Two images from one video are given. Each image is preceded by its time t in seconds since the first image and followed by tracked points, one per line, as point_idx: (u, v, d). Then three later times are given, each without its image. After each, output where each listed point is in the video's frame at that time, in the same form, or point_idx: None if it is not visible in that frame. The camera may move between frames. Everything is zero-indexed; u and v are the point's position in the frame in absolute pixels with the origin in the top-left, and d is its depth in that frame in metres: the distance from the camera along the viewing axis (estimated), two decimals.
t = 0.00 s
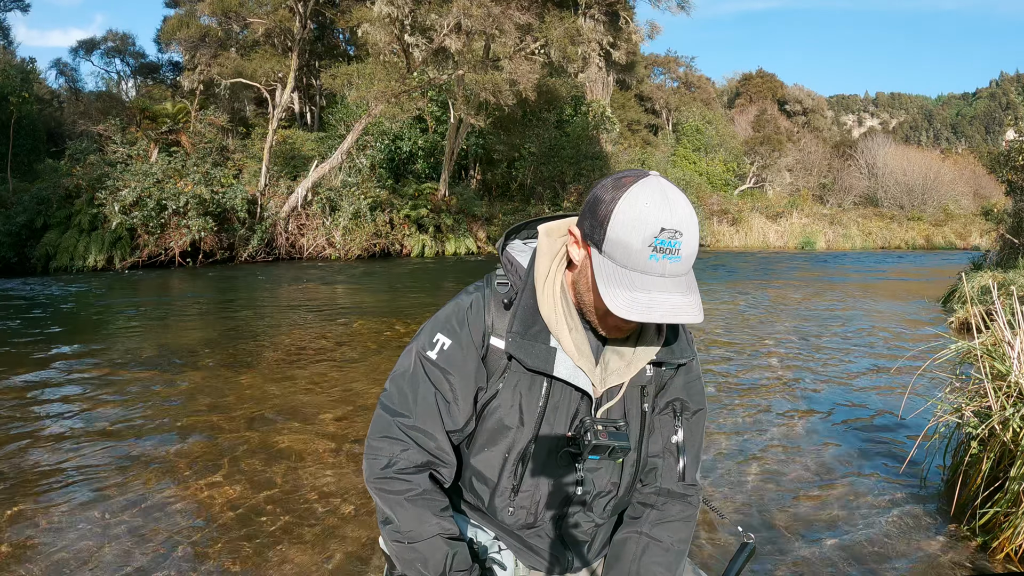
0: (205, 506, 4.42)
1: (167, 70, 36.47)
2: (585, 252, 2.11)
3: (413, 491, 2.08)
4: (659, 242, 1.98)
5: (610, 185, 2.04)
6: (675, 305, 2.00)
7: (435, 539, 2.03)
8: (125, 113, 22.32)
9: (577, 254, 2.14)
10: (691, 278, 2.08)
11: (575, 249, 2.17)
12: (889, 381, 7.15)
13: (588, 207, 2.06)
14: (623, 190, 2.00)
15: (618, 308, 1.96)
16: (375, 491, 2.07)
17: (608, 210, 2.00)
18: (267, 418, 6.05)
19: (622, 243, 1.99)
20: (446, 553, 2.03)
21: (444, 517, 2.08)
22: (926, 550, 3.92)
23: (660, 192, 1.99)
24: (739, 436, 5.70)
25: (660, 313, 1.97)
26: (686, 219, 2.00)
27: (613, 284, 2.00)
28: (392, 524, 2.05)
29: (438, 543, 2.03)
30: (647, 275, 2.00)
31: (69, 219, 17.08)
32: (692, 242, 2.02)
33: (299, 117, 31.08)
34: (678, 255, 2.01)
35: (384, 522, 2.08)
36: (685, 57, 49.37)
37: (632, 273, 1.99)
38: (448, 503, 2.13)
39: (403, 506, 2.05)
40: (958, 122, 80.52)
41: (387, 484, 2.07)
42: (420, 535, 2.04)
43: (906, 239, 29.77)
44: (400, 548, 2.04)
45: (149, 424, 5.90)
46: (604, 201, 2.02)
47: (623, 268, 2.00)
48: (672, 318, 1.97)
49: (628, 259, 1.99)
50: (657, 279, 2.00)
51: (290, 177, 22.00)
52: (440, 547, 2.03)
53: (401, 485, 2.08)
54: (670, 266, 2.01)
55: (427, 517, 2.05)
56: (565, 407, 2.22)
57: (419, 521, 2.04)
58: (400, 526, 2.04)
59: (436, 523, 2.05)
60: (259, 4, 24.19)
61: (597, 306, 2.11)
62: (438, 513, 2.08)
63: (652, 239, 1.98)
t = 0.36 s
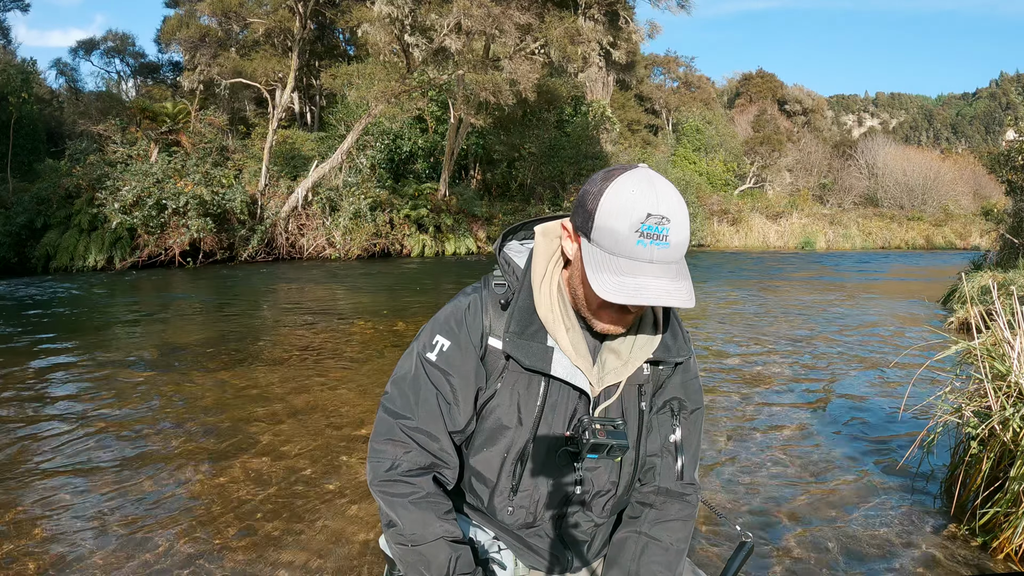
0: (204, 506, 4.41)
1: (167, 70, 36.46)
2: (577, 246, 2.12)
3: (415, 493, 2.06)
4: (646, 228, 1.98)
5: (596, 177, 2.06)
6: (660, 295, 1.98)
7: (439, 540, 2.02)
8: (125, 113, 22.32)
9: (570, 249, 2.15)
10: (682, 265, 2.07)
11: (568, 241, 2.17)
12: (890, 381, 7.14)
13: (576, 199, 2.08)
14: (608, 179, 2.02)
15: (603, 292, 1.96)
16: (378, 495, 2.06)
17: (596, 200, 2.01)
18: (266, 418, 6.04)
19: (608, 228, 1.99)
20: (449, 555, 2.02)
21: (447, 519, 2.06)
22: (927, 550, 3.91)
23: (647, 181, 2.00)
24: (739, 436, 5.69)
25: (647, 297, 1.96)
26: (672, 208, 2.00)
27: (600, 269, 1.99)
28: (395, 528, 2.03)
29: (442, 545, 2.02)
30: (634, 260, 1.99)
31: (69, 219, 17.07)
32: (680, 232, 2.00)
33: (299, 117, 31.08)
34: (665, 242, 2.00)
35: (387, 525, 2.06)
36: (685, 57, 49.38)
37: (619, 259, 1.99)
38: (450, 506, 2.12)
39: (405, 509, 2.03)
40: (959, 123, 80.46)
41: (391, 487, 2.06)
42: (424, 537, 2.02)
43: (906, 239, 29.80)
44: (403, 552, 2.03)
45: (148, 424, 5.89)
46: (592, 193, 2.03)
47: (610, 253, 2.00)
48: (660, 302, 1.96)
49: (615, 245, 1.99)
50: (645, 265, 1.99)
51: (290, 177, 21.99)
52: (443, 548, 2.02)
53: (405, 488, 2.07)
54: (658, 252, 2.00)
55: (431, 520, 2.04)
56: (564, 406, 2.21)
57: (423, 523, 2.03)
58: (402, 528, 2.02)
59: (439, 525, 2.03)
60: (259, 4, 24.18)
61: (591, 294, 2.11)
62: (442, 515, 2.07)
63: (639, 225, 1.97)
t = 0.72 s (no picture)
0: (203, 506, 4.42)
1: (167, 70, 36.41)
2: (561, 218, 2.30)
3: (416, 495, 2.07)
4: (613, 172, 2.18)
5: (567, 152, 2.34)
6: (633, 219, 2.13)
7: (438, 541, 2.03)
8: (125, 112, 22.30)
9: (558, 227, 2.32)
10: (658, 209, 2.20)
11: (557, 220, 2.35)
12: (887, 381, 7.16)
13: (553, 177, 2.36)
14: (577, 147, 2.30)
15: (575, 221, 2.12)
16: (379, 497, 2.06)
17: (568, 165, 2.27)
18: (265, 418, 6.05)
19: (581, 178, 2.20)
20: (450, 558, 2.02)
21: (448, 521, 2.07)
22: (926, 551, 3.91)
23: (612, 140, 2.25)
24: (737, 436, 5.70)
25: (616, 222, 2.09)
26: (635, 157, 2.22)
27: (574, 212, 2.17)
28: (395, 530, 2.03)
29: (442, 547, 2.03)
30: (604, 200, 2.17)
31: (69, 219, 17.05)
32: (648, 175, 2.20)
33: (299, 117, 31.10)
34: (634, 182, 2.17)
35: (388, 527, 2.06)
36: (685, 57, 49.39)
37: (592, 201, 2.17)
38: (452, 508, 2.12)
39: (406, 510, 2.04)
40: (959, 123, 80.42)
41: (392, 489, 2.06)
42: (425, 539, 2.02)
43: (906, 239, 29.85)
44: (404, 553, 2.03)
45: (149, 424, 5.91)
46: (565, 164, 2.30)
47: (582, 200, 2.19)
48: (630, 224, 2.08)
49: (586, 191, 2.19)
50: (616, 203, 2.16)
51: (290, 177, 21.99)
52: (444, 549, 2.03)
53: (405, 490, 2.07)
54: (627, 191, 2.17)
55: (432, 522, 2.04)
56: (563, 406, 2.23)
57: (425, 525, 2.03)
58: (402, 532, 2.02)
59: (438, 525, 2.04)
60: (259, 4, 24.16)
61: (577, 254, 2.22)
62: (442, 517, 2.07)
63: (606, 168, 2.18)
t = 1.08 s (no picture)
0: (202, 506, 4.41)
1: (167, 70, 36.40)
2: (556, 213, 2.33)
3: (415, 493, 2.06)
4: (605, 163, 2.20)
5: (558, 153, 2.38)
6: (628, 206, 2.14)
7: (437, 539, 2.03)
8: (125, 113, 22.31)
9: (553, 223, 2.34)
10: (651, 197, 2.22)
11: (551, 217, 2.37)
12: (888, 381, 7.14)
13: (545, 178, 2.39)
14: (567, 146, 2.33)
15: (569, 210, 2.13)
16: (379, 496, 2.06)
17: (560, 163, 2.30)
18: (265, 418, 6.05)
19: (573, 173, 2.23)
20: (449, 556, 2.01)
21: (448, 520, 2.06)
22: (926, 551, 3.90)
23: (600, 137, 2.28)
24: (738, 436, 5.69)
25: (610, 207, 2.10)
26: (626, 150, 2.25)
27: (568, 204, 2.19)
28: (396, 528, 2.03)
29: (441, 544, 2.02)
30: (597, 190, 2.18)
31: (69, 219, 17.05)
32: (639, 164, 2.21)
33: (299, 117, 31.07)
34: (625, 171, 2.19)
35: (388, 525, 2.06)
36: (685, 57, 49.39)
37: (584, 193, 2.19)
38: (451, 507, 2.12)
39: (405, 509, 2.03)
40: (959, 123, 80.34)
41: (391, 488, 2.06)
42: (424, 537, 2.02)
43: (906, 239, 29.88)
44: (403, 552, 2.02)
45: (149, 424, 5.91)
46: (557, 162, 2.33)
47: (576, 192, 2.21)
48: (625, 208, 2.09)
49: (579, 184, 2.21)
50: (610, 192, 2.17)
51: (290, 177, 21.98)
52: (443, 546, 2.02)
53: (405, 489, 2.07)
54: (620, 179, 2.18)
55: (432, 520, 2.04)
56: (561, 403, 2.22)
57: (424, 523, 2.03)
58: (403, 528, 2.02)
59: (438, 523, 2.04)
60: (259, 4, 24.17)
61: (572, 248, 2.23)
62: (442, 515, 2.07)
63: (598, 160, 2.20)
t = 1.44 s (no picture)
0: (201, 506, 4.41)
1: (167, 70, 36.42)
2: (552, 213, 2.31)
3: (415, 494, 2.06)
4: (600, 163, 2.19)
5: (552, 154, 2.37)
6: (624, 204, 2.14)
7: (437, 539, 2.03)
8: (125, 113, 22.31)
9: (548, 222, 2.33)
10: (647, 194, 2.22)
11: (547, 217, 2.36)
12: (889, 382, 7.13)
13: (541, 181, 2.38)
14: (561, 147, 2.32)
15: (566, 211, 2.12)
16: (379, 496, 2.06)
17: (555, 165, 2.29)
18: (265, 418, 6.05)
19: (570, 174, 2.22)
20: (449, 556, 2.01)
21: (448, 519, 2.06)
22: (926, 551, 3.90)
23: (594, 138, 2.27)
24: (739, 436, 5.68)
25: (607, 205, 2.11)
26: (620, 149, 2.24)
27: (564, 206, 2.18)
28: (396, 527, 2.03)
29: (442, 544, 2.02)
30: (593, 190, 2.18)
31: (69, 219, 17.05)
32: (634, 163, 2.21)
33: (299, 117, 31.01)
34: (620, 170, 2.19)
35: (388, 525, 2.06)
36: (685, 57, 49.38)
37: (581, 194, 2.18)
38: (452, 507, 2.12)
39: (405, 509, 2.03)
40: (959, 123, 80.31)
41: (391, 488, 2.06)
42: (424, 537, 2.02)
43: (906, 239, 29.90)
44: (403, 552, 2.02)
45: (149, 424, 5.90)
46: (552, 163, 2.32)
47: (572, 193, 2.20)
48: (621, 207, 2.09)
49: (575, 185, 2.20)
50: (605, 191, 2.17)
51: (290, 177, 21.97)
52: (443, 546, 2.02)
53: (405, 488, 2.07)
54: (616, 178, 2.18)
55: (432, 520, 2.04)
56: (560, 402, 2.22)
57: (425, 523, 2.03)
58: (403, 528, 2.02)
59: (438, 522, 2.04)
60: (260, 4, 24.16)
61: (569, 249, 2.23)
62: (442, 515, 2.07)
63: (593, 160, 2.20)
